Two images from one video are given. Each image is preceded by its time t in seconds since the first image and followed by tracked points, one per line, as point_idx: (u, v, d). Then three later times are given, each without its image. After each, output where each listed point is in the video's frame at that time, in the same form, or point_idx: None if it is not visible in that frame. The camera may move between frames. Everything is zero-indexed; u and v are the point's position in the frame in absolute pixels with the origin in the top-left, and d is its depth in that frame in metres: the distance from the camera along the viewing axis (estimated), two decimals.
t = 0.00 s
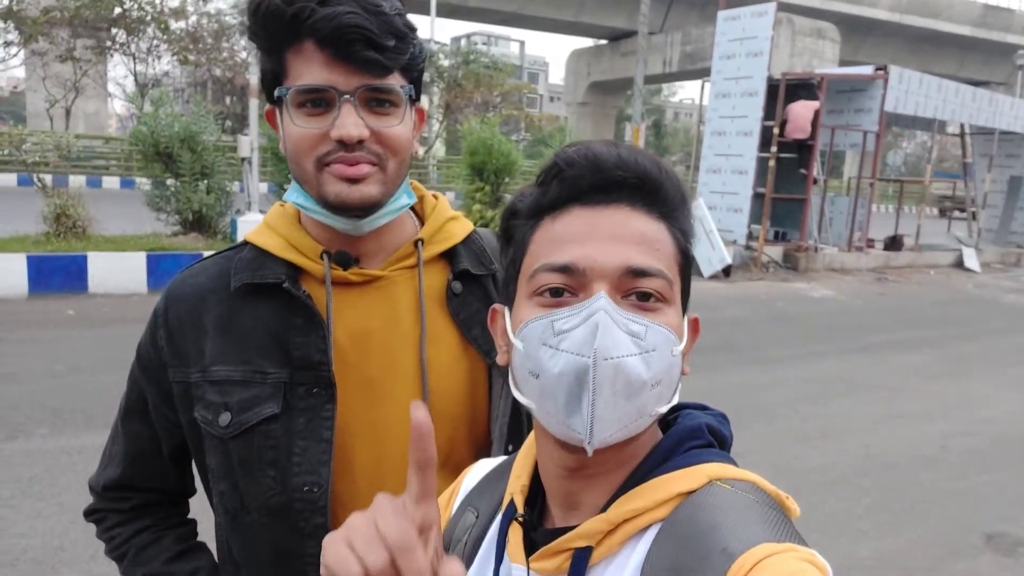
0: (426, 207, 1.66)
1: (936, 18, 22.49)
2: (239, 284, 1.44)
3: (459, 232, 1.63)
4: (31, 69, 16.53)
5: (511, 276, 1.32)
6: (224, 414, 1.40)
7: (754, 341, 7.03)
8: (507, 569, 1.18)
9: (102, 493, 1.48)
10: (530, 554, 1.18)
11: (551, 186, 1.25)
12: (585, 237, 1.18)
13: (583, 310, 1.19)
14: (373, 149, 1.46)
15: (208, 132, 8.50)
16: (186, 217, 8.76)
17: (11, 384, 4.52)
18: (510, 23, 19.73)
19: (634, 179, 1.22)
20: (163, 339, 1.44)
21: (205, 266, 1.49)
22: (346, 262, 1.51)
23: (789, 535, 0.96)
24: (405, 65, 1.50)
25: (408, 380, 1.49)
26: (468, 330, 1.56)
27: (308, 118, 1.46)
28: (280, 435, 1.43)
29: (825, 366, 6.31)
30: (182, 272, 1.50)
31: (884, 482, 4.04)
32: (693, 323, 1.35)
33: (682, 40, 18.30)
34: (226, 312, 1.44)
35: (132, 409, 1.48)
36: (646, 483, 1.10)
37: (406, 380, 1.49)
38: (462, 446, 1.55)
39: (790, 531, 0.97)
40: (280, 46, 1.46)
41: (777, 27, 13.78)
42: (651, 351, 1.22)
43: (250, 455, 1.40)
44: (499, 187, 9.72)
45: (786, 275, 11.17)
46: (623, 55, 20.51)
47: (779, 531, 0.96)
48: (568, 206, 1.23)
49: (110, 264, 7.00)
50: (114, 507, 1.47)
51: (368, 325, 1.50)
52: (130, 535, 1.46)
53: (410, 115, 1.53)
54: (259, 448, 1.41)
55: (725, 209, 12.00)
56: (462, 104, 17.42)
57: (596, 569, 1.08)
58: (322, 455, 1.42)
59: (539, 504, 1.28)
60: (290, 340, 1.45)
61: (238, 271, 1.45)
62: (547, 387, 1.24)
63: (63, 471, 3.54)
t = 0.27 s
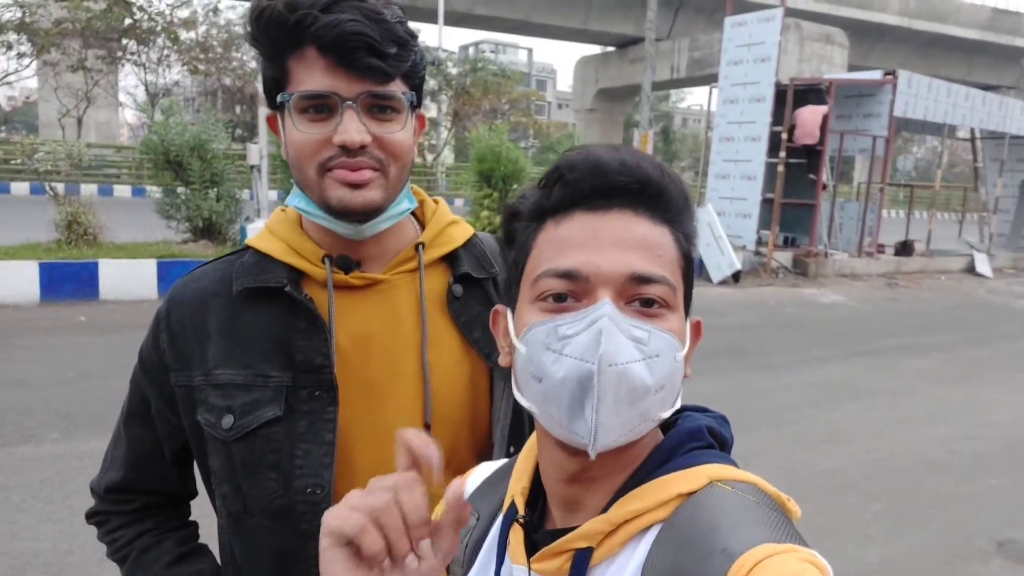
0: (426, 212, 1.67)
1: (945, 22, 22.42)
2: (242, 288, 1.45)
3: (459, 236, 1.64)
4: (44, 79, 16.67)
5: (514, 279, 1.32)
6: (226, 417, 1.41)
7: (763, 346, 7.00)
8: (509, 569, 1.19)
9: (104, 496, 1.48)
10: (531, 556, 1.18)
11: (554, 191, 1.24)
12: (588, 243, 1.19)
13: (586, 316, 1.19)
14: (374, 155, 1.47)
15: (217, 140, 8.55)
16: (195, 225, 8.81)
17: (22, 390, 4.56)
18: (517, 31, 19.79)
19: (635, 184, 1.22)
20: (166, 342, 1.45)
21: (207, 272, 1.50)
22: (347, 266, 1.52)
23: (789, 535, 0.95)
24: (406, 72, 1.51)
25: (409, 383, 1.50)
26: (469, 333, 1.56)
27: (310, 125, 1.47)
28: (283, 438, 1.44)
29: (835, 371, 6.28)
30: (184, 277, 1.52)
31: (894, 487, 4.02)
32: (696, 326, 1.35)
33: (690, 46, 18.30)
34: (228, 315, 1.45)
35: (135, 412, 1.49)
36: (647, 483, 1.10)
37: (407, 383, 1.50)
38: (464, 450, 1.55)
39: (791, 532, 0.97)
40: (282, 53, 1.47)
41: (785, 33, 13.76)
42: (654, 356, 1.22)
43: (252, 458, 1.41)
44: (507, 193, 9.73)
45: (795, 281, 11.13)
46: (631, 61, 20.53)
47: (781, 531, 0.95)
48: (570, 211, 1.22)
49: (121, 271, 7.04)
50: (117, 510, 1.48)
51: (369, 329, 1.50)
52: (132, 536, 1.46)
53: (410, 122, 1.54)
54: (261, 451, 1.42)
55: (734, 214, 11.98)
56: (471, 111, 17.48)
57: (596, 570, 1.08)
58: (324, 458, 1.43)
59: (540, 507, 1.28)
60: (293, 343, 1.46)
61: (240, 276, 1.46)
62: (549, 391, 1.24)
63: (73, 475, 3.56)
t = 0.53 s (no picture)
0: (426, 210, 1.68)
1: (954, 19, 22.27)
2: (242, 288, 1.46)
3: (459, 234, 1.64)
4: (53, 82, 16.76)
5: (530, 267, 1.32)
6: (228, 416, 1.42)
7: (771, 345, 6.98)
8: (510, 568, 1.19)
9: (107, 496, 1.50)
10: (532, 555, 1.19)
11: (579, 184, 1.25)
12: (609, 234, 1.19)
13: (602, 307, 1.19)
14: (373, 152, 1.48)
15: (225, 142, 8.58)
16: (204, 226, 8.85)
17: (32, 391, 4.59)
18: (524, 30, 19.77)
19: (660, 182, 1.22)
20: (167, 343, 1.47)
21: (207, 272, 1.51)
22: (346, 265, 1.53)
23: (789, 533, 0.96)
24: (404, 71, 1.51)
25: (410, 381, 1.51)
26: (469, 330, 1.57)
27: (310, 123, 1.48)
28: (284, 435, 1.44)
29: (843, 370, 6.26)
30: (185, 278, 1.53)
31: (903, 486, 4.00)
32: (706, 329, 1.35)
33: (697, 45, 18.25)
34: (229, 316, 1.46)
35: (137, 413, 1.50)
36: (649, 481, 1.10)
37: (409, 380, 1.51)
38: (464, 448, 1.56)
39: (792, 531, 0.97)
40: (282, 53, 1.47)
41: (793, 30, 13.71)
42: (666, 354, 1.22)
43: (253, 455, 1.42)
44: (514, 193, 9.73)
45: (804, 280, 11.10)
46: (638, 60, 20.49)
47: (782, 530, 0.96)
48: (593, 203, 1.23)
49: (129, 273, 7.08)
50: (120, 510, 1.49)
51: (369, 325, 1.51)
52: (135, 537, 1.47)
53: (409, 121, 1.55)
54: (262, 448, 1.43)
55: (742, 213, 11.95)
56: (477, 111, 17.45)
57: (598, 568, 1.08)
58: (325, 455, 1.43)
59: (540, 504, 1.29)
60: (293, 341, 1.46)
61: (241, 275, 1.47)
62: (557, 380, 1.24)
63: (82, 476, 3.58)
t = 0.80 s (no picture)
0: (421, 213, 1.68)
1: (955, 20, 22.28)
2: (237, 291, 1.46)
3: (454, 236, 1.65)
4: (57, 89, 16.81)
5: (528, 273, 1.32)
6: (222, 418, 1.42)
7: (774, 348, 6.97)
8: (512, 570, 1.19)
9: (107, 500, 1.50)
10: (533, 557, 1.18)
11: (578, 187, 1.25)
12: (607, 239, 1.19)
13: (602, 313, 1.19)
14: (366, 154, 1.48)
15: (228, 148, 8.60)
16: (207, 232, 8.87)
17: (36, 397, 4.60)
18: (525, 35, 19.81)
19: (660, 186, 1.22)
20: (164, 347, 1.47)
21: (204, 277, 1.52)
22: (340, 268, 1.53)
23: (790, 535, 0.95)
24: (397, 73, 1.52)
25: (405, 383, 1.51)
26: (464, 332, 1.57)
27: (304, 124, 1.48)
28: (278, 438, 1.44)
29: (846, 372, 6.25)
30: (182, 283, 1.53)
31: (907, 489, 3.99)
32: (706, 331, 1.35)
33: (698, 48, 18.27)
34: (224, 319, 1.46)
35: (136, 418, 1.50)
36: (650, 484, 1.10)
37: (405, 383, 1.51)
38: (459, 449, 1.56)
39: (793, 533, 0.97)
40: (275, 55, 1.48)
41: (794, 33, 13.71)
42: (666, 359, 1.22)
43: (249, 458, 1.42)
44: (515, 197, 9.74)
45: (806, 282, 11.09)
46: (639, 64, 20.52)
47: (783, 532, 0.95)
48: (592, 207, 1.23)
49: (132, 280, 7.10)
50: (120, 513, 1.49)
51: (364, 328, 1.51)
52: (134, 541, 1.47)
53: (403, 123, 1.55)
54: (257, 450, 1.43)
55: (744, 216, 11.95)
56: (479, 116, 17.46)
57: (599, 569, 1.08)
58: (318, 458, 1.43)
59: (541, 507, 1.29)
60: (286, 344, 1.47)
61: (236, 279, 1.47)
62: (557, 386, 1.24)
63: (86, 482, 3.59)
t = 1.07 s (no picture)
0: (422, 213, 1.68)
1: (955, 26, 22.32)
2: (237, 289, 1.46)
3: (455, 237, 1.65)
4: (57, 90, 16.81)
5: (527, 273, 1.32)
6: (221, 417, 1.42)
7: (773, 352, 6.98)
8: (513, 571, 1.19)
9: (110, 499, 1.50)
10: (534, 556, 1.18)
11: (576, 187, 1.25)
12: (605, 239, 1.19)
13: (598, 314, 1.19)
14: (367, 157, 1.49)
15: (228, 149, 8.60)
16: (206, 233, 8.87)
17: (34, 398, 4.59)
18: (525, 38, 19.83)
19: (657, 186, 1.23)
20: (165, 346, 1.47)
21: (205, 276, 1.52)
22: (341, 266, 1.54)
23: (790, 537, 0.95)
24: (398, 76, 1.52)
25: (403, 382, 1.51)
26: (464, 332, 1.57)
27: (304, 127, 1.48)
28: (276, 437, 1.44)
29: (845, 376, 6.26)
30: (183, 282, 1.53)
31: (906, 494, 3.98)
32: (705, 331, 1.35)
33: (698, 52, 18.29)
34: (224, 317, 1.46)
35: (138, 417, 1.51)
36: (650, 484, 1.10)
37: (404, 383, 1.51)
38: (456, 448, 1.56)
39: (794, 533, 0.97)
40: (276, 57, 1.48)
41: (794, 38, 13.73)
42: (664, 359, 1.22)
43: (247, 457, 1.42)
44: (515, 200, 9.74)
45: (805, 286, 11.09)
46: (639, 68, 20.54)
47: (784, 533, 0.96)
48: (590, 207, 1.23)
49: (131, 281, 7.10)
50: (123, 513, 1.49)
51: (364, 328, 1.51)
52: (137, 540, 1.48)
53: (403, 125, 1.55)
54: (255, 449, 1.43)
55: (743, 220, 11.95)
56: (479, 119, 17.46)
57: (599, 570, 1.08)
58: (316, 456, 1.43)
59: (542, 507, 1.29)
60: (285, 343, 1.47)
61: (236, 277, 1.48)
62: (556, 387, 1.24)
63: (83, 484, 3.57)
